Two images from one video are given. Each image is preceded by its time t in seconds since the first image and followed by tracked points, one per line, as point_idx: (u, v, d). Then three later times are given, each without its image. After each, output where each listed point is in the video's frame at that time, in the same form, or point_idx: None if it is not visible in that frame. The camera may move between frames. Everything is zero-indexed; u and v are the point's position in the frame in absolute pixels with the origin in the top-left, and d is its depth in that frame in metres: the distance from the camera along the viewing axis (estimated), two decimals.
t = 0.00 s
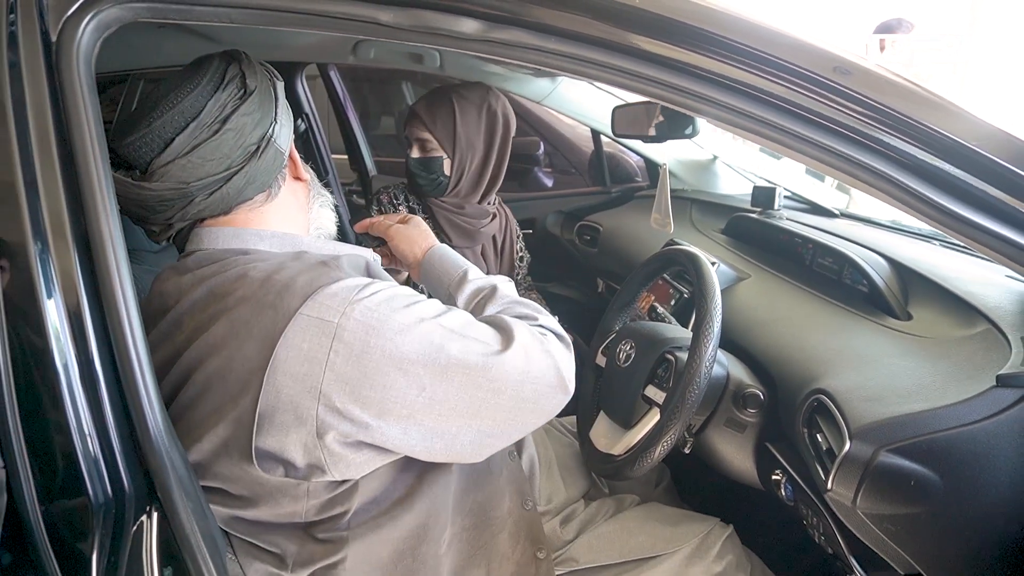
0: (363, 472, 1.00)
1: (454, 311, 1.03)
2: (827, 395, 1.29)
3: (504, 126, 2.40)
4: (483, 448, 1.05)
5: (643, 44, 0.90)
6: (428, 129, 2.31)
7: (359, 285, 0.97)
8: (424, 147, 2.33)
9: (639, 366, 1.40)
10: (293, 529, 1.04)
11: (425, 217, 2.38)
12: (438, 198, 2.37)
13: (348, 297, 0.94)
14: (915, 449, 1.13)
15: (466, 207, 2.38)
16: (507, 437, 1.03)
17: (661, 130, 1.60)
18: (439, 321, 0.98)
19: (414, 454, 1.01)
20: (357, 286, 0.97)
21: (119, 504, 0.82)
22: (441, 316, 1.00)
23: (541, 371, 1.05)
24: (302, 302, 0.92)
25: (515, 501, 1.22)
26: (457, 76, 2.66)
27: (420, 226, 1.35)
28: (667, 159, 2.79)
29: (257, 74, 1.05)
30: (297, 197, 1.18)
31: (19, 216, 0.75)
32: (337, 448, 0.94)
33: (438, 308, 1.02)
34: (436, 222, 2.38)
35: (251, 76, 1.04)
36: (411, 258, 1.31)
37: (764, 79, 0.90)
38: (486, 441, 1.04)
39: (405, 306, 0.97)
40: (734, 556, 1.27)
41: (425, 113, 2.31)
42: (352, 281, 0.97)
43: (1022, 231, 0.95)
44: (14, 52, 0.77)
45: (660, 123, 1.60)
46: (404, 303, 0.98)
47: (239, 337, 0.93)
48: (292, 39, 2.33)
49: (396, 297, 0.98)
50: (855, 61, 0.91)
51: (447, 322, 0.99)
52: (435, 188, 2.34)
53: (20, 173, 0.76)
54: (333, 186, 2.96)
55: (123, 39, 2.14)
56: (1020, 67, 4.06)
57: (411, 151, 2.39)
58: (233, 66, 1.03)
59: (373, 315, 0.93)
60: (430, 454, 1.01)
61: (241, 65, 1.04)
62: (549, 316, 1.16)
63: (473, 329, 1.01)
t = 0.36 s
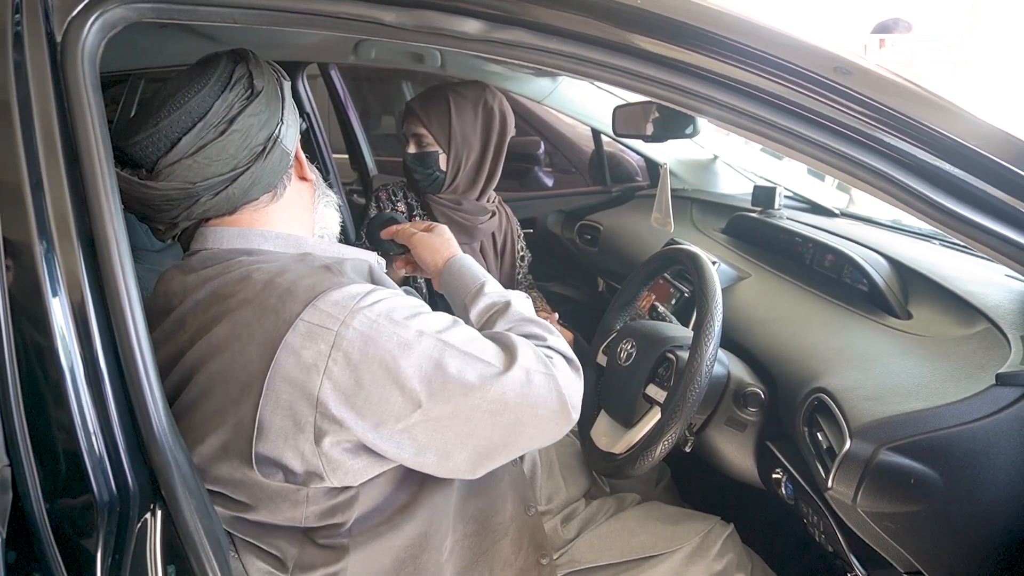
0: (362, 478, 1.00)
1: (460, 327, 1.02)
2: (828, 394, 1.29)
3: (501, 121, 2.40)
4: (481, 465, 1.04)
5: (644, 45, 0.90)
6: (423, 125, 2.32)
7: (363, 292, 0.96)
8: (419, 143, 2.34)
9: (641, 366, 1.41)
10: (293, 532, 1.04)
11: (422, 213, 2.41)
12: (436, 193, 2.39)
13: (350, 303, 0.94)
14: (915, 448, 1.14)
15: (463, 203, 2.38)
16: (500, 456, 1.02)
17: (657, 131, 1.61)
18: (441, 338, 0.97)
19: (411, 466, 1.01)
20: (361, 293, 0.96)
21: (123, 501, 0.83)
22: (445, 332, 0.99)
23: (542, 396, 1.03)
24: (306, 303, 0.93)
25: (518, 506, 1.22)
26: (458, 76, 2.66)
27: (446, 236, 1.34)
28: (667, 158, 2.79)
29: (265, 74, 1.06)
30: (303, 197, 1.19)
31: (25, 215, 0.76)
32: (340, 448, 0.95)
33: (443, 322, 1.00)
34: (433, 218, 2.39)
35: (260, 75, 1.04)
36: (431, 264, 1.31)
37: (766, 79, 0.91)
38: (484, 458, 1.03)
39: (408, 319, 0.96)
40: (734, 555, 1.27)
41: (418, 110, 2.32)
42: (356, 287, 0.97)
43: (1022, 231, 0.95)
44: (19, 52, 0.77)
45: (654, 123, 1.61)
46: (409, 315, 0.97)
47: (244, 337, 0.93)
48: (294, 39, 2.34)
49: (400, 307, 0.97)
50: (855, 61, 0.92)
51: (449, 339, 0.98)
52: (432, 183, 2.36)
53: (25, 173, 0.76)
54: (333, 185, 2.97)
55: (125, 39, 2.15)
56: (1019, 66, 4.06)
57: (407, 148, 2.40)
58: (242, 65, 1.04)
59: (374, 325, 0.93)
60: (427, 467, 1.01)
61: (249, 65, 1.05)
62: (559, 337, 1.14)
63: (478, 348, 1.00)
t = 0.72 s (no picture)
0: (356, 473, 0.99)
1: (460, 337, 1.00)
2: (825, 393, 1.28)
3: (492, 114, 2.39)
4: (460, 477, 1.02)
5: (643, 41, 0.90)
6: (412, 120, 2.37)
7: (362, 291, 0.95)
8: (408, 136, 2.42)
9: (638, 365, 1.40)
10: (288, 529, 1.04)
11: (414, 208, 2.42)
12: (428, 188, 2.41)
13: (346, 301, 0.93)
14: (913, 448, 1.13)
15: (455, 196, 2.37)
16: (481, 470, 1.00)
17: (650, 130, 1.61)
18: (434, 348, 0.95)
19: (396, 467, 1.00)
20: (360, 291, 0.95)
21: (114, 502, 0.82)
22: (441, 342, 0.97)
23: (531, 421, 1.00)
24: (303, 298, 0.92)
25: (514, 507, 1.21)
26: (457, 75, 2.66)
27: (479, 225, 1.31)
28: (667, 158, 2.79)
29: (265, 74, 1.07)
30: (300, 194, 1.19)
31: (15, 214, 0.75)
32: (335, 446, 0.94)
33: (442, 329, 0.99)
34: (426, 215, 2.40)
35: (261, 74, 1.05)
36: (457, 249, 1.29)
37: (764, 77, 0.90)
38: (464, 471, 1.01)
39: (404, 324, 0.95)
40: (732, 555, 1.27)
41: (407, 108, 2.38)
42: (358, 284, 0.96)
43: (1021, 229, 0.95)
44: (10, 50, 0.77)
45: (647, 125, 1.62)
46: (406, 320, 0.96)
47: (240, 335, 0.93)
48: (292, 38, 2.34)
49: (399, 309, 0.96)
50: (853, 60, 0.92)
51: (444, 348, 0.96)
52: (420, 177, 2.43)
53: (16, 171, 0.76)
54: (332, 185, 2.97)
55: (123, 39, 2.15)
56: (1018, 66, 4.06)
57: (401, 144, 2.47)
58: (244, 64, 1.05)
59: (368, 326, 0.92)
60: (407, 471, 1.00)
61: (247, 65, 1.05)
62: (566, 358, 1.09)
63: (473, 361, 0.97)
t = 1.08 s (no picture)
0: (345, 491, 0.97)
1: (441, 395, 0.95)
2: (831, 398, 1.26)
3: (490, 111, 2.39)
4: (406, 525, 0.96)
5: (640, 41, 0.89)
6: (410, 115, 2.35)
7: (356, 318, 0.92)
8: (407, 134, 2.37)
9: (642, 368, 1.39)
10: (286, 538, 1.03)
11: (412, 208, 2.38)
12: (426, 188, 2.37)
13: (339, 318, 0.91)
14: (921, 455, 1.11)
15: (453, 194, 2.35)
16: (429, 525, 0.94)
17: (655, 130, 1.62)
18: (400, 406, 0.90)
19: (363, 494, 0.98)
20: (357, 312, 0.93)
21: (112, 504, 0.82)
22: (416, 394, 0.92)
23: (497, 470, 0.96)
24: (289, 316, 0.90)
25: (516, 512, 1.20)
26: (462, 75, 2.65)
27: (587, 308, 1.31)
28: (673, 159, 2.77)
29: (271, 76, 1.05)
30: (308, 200, 1.18)
31: (12, 216, 0.75)
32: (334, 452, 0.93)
33: (425, 380, 0.94)
34: (424, 213, 2.37)
35: (263, 77, 1.04)
36: (549, 320, 1.25)
37: (769, 78, 0.89)
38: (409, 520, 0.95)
39: (383, 368, 0.91)
40: (737, 563, 1.25)
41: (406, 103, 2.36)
42: (352, 305, 0.94)
43: None
44: (9, 51, 0.77)
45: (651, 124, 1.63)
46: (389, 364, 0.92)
47: (238, 336, 0.92)
48: (297, 39, 2.34)
49: (389, 344, 0.93)
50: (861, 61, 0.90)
51: (415, 402, 0.92)
52: (418, 175, 2.34)
53: (14, 174, 0.75)
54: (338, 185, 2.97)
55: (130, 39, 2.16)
56: None
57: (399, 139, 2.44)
58: (246, 67, 1.04)
59: (347, 354, 0.90)
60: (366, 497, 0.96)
61: (255, 66, 1.05)
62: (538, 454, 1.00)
63: (440, 428, 0.92)
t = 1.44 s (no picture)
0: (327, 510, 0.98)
1: (405, 438, 0.94)
2: (842, 409, 1.20)
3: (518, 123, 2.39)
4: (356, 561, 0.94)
5: (645, 36, 0.85)
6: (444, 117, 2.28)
7: (328, 351, 0.95)
8: (438, 134, 2.30)
9: (650, 374, 1.36)
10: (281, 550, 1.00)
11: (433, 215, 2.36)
12: (450, 193, 2.34)
13: (312, 348, 0.94)
14: (935, 471, 1.07)
15: (477, 206, 2.34)
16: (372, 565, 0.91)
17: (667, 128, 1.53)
18: (357, 447, 0.91)
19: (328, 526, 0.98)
20: (332, 344, 0.96)
21: (95, 515, 0.80)
22: (377, 434, 0.93)
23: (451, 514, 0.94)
24: (261, 341, 0.93)
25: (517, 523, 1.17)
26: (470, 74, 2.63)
27: (636, 335, 1.22)
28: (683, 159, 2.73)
29: (240, 92, 1.10)
30: (292, 216, 1.23)
31: None
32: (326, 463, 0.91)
33: (390, 421, 0.95)
34: (442, 220, 2.35)
35: (227, 94, 1.09)
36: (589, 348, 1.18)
37: (776, 76, 0.86)
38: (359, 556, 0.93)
39: (347, 405, 0.92)
40: None
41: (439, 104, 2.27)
42: (329, 339, 0.96)
43: None
44: None
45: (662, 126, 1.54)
46: (354, 401, 0.93)
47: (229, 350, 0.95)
48: (302, 38, 2.32)
49: (359, 379, 0.95)
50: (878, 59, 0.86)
51: (374, 441, 0.93)
52: (448, 178, 2.32)
53: None
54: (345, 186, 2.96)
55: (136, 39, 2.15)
56: None
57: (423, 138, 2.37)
58: (220, 80, 1.11)
59: (311, 388, 0.92)
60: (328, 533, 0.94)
61: (234, 79, 1.11)
62: (499, 521, 0.95)
63: (395, 473, 0.92)
